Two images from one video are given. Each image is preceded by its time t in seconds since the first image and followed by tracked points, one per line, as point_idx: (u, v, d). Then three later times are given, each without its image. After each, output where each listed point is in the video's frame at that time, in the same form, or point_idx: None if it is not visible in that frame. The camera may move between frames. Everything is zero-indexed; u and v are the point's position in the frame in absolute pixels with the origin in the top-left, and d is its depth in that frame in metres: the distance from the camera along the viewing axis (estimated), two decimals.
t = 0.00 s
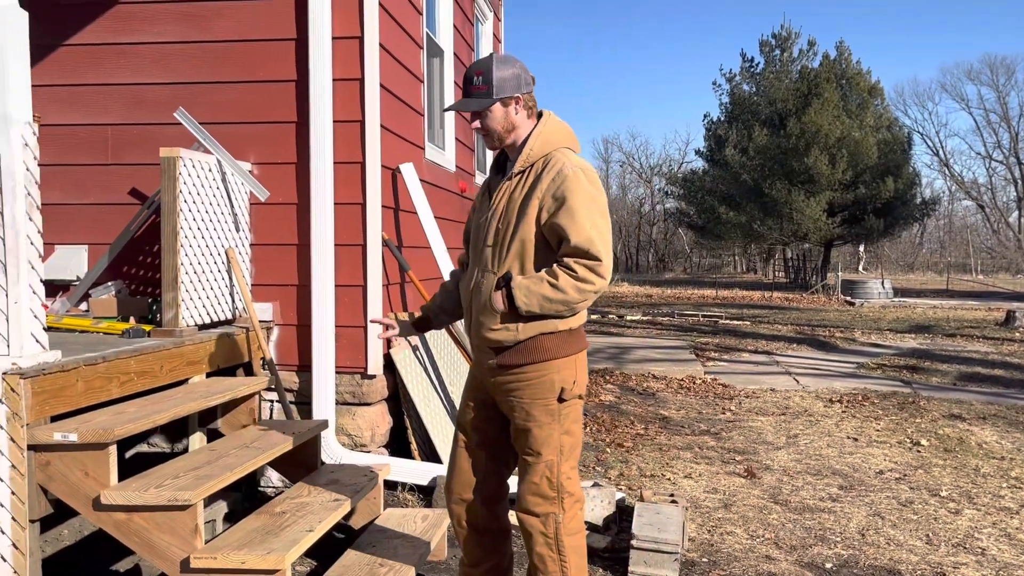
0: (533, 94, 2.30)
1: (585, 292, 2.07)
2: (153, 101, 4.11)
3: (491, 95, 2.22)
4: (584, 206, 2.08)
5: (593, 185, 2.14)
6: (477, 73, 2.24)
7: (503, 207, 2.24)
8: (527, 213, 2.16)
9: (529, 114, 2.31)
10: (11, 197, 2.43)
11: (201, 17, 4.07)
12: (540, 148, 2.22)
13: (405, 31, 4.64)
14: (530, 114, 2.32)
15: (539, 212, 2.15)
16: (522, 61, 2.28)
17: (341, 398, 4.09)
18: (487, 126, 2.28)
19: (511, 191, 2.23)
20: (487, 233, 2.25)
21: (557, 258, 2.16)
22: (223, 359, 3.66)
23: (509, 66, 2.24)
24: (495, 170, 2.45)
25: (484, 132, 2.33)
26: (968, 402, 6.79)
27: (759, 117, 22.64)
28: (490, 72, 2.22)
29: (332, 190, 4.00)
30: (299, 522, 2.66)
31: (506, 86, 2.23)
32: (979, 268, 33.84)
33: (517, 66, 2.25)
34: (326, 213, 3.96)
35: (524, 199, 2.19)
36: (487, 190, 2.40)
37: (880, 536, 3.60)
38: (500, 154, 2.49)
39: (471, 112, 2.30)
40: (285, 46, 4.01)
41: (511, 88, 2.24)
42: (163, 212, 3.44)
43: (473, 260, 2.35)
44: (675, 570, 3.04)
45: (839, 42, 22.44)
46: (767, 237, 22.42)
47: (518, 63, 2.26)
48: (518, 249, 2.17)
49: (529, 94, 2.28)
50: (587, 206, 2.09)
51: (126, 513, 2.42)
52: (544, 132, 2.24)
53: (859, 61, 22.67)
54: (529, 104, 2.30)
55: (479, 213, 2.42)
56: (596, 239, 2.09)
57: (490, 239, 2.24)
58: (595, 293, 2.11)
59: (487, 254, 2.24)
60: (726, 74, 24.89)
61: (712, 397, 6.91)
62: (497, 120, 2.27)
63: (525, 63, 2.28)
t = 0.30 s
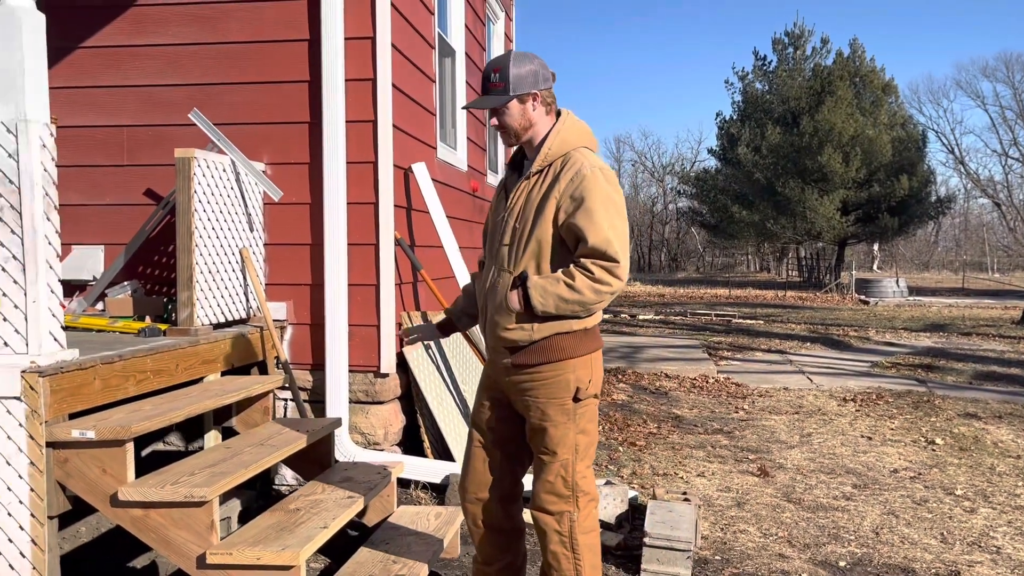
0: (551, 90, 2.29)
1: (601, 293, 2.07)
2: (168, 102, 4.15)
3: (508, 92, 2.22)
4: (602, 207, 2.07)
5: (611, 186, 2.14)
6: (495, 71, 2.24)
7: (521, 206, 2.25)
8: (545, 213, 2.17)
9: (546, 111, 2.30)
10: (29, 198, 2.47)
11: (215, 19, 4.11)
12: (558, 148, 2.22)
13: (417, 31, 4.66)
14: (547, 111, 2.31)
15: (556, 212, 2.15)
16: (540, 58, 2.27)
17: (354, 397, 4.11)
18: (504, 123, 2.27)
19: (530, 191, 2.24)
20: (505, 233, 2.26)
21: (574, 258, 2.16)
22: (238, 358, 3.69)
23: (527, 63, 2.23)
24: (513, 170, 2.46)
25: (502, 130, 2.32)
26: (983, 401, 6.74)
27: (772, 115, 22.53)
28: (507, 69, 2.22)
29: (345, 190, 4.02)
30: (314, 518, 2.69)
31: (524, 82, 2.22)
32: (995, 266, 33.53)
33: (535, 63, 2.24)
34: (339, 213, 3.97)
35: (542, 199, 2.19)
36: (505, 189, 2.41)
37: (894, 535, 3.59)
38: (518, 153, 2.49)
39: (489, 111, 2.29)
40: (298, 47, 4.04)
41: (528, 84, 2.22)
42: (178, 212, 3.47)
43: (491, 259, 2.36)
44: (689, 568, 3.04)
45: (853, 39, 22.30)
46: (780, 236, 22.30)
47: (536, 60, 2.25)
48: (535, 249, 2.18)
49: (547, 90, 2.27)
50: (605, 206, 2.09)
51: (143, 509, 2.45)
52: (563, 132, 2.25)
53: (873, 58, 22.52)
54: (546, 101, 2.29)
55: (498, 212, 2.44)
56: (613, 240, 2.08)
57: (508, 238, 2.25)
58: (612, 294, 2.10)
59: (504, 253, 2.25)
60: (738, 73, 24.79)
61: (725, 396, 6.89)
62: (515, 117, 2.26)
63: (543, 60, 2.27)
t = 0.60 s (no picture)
0: (569, 88, 2.27)
1: (621, 301, 2.09)
2: (177, 102, 4.18)
3: (524, 88, 2.21)
4: (629, 215, 2.08)
5: (637, 194, 2.15)
6: (514, 66, 2.24)
7: (543, 206, 2.24)
8: (568, 215, 2.16)
9: (566, 109, 2.27)
10: (40, 197, 2.49)
11: (223, 19, 4.13)
12: (585, 149, 2.22)
13: (425, 30, 4.66)
14: (566, 108, 2.28)
15: (581, 216, 2.15)
16: (561, 54, 2.24)
17: (363, 395, 4.12)
18: (522, 120, 2.26)
19: (552, 191, 2.24)
20: (523, 229, 2.26)
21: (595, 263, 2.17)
22: (247, 357, 3.71)
23: (546, 59, 2.22)
24: (528, 164, 2.45)
25: (520, 127, 2.31)
26: (995, 398, 6.69)
27: (782, 113, 22.44)
28: (524, 65, 2.21)
29: (355, 189, 4.04)
30: (322, 515, 2.70)
31: (541, 79, 2.20)
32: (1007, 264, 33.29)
33: (556, 60, 2.22)
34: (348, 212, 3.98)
35: (566, 201, 2.19)
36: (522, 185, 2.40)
37: (904, 532, 3.57)
38: (535, 147, 2.49)
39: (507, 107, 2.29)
40: (306, 47, 4.05)
41: (546, 80, 2.21)
42: (188, 211, 3.49)
43: (505, 254, 2.35)
44: (697, 565, 3.02)
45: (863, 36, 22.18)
46: (789, 234, 22.19)
47: (556, 56, 2.23)
48: (555, 250, 2.18)
49: (565, 88, 2.25)
50: (631, 214, 2.10)
51: (153, 506, 2.47)
52: (588, 135, 2.24)
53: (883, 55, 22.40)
54: (564, 98, 2.26)
55: (513, 207, 2.43)
56: (637, 249, 2.10)
57: (526, 235, 2.25)
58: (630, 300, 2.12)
59: (521, 251, 2.25)
60: (747, 71, 24.71)
61: (734, 394, 6.87)
62: (532, 113, 2.25)
63: (564, 57, 2.25)
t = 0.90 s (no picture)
0: (578, 86, 2.28)
1: (626, 299, 2.09)
2: (183, 103, 4.20)
3: (533, 84, 2.23)
4: (634, 214, 2.08)
5: (642, 193, 2.14)
6: (523, 62, 2.26)
7: (548, 205, 2.25)
8: (573, 214, 2.17)
9: (574, 106, 2.28)
10: (48, 198, 2.51)
11: (228, 20, 4.14)
12: (590, 148, 2.22)
13: (429, 30, 4.67)
14: (575, 106, 2.29)
15: (585, 215, 2.15)
16: (572, 54, 2.28)
17: (369, 394, 4.14)
18: (529, 115, 2.26)
19: (557, 191, 2.24)
20: (529, 229, 2.26)
21: (600, 262, 2.17)
22: (253, 357, 3.72)
23: (556, 57, 2.24)
24: (535, 164, 2.45)
25: (527, 123, 2.31)
26: (1002, 396, 6.66)
27: (788, 111, 22.38)
28: (535, 61, 2.24)
29: (360, 189, 4.05)
30: (329, 514, 2.71)
31: (551, 75, 2.23)
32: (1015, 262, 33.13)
33: (566, 58, 2.25)
34: (353, 212, 4.00)
35: (571, 200, 2.19)
36: (529, 184, 2.40)
37: (910, 531, 3.56)
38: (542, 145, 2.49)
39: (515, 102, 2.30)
40: (311, 47, 4.06)
41: (556, 77, 2.23)
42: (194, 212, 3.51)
43: (512, 254, 2.36)
44: (702, 564, 3.04)
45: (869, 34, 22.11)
46: (796, 232, 22.14)
47: (567, 55, 2.26)
48: (561, 249, 2.18)
49: (574, 86, 2.27)
50: (636, 213, 2.10)
51: (160, 505, 2.48)
52: (593, 133, 2.24)
53: (890, 52, 22.31)
54: (573, 96, 2.27)
55: (520, 206, 2.43)
56: (642, 247, 2.10)
57: (532, 235, 2.25)
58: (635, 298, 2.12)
59: (527, 250, 2.25)
60: (753, 69, 24.65)
61: (740, 393, 6.86)
62: (540, 109, 2.25)
63: (575, 57, 2.28)
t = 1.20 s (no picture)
0: (583, 88, 2.29)
1: (626, 299, 2.09)
2: (187, 105, 4.21)
3: (538, 87, 2.24)
4: (633, 213, 2.08)
5: (643, 192, 2.14)
6: (528, 65, 2.27)
7: (551, 205, 2.25)
8: (574, 214, 2.17)
9: (578, 109, 2.29)
10: (53, 200, 2.52)
11: (232, 21, 4.16)
12: (592, 149, 2.23)
13: (432, 31, 4.68)
14: (579, 109, 2.31)
15: (586, 215, 2.16)
16: (577, 56, 2.27)
17: (373, 394, 4.15)
18: (534, 119, 2.28)
19: (560, 192, 2.25)
20: (532, 230, 2.27)
21: (600, 262, 2.17)
22: (257, 358, 3.74)
23: (560, 59, 2.24)
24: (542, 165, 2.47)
25: (533, 127, 2.33)
26: (1006, 396, 6.65)
27: (792, 110, 22.36)
28: (539, 65, 2.24)
29: (363, 190, 4.06)
30: (333, 514, 2.72)
31: (555, 78, 2.22)
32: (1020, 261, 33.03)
33: (571, 61, 2.25)
34: (356, 213, 4.01)
35: (572, 201, 2.20)
36: (535, 185, 2.42)
37: (914, 530, 3.55)
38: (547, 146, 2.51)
39: (521, 105, 2.32)
40: (314, 49, 4.08)
41: (560, 80, 2.23)
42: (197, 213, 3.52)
43: (516, 255, 2.38)
44: (706, 564, 3.05)
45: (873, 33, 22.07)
46: (800, 232, 22.10)
47: (572, 57, 2.26)
48: (562, 249, 2.19)
49: (578, 89, 2.27)
50: (636, 213, 2.10)
51: (165, 505, 2.49)
52: (596, 133, 2.25)
53: (893, 52, 22.27)
54: (578, 99, 2.29)
55: (526, 208, 2.45)
56: (642, 247, 2.09)
57: (534, 236, 2.27)
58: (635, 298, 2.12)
59: (530, 251, 2.27)
60: (756, 68, 24.62)
61: (744, 393, 6.86)
62: (544, 112, 2.27)
63: (579, 59, 2.27)
